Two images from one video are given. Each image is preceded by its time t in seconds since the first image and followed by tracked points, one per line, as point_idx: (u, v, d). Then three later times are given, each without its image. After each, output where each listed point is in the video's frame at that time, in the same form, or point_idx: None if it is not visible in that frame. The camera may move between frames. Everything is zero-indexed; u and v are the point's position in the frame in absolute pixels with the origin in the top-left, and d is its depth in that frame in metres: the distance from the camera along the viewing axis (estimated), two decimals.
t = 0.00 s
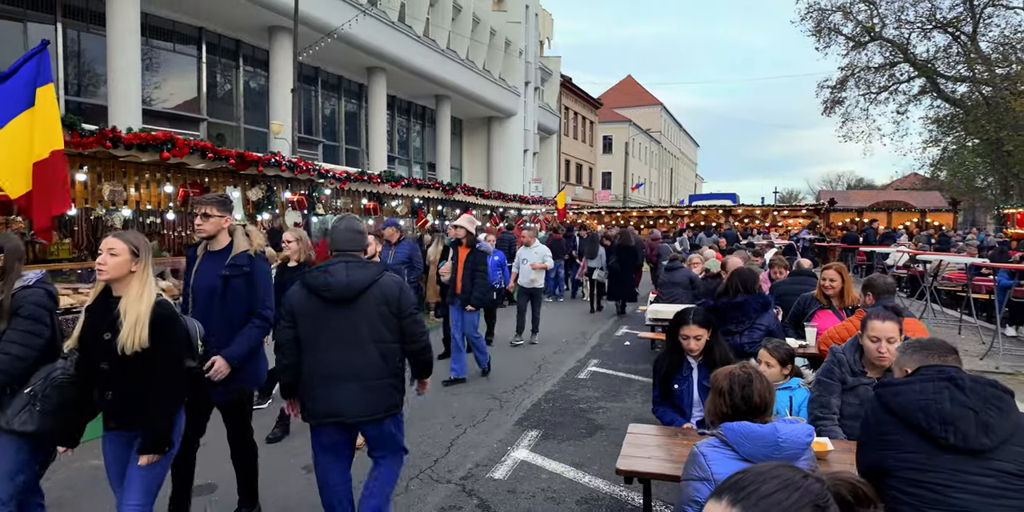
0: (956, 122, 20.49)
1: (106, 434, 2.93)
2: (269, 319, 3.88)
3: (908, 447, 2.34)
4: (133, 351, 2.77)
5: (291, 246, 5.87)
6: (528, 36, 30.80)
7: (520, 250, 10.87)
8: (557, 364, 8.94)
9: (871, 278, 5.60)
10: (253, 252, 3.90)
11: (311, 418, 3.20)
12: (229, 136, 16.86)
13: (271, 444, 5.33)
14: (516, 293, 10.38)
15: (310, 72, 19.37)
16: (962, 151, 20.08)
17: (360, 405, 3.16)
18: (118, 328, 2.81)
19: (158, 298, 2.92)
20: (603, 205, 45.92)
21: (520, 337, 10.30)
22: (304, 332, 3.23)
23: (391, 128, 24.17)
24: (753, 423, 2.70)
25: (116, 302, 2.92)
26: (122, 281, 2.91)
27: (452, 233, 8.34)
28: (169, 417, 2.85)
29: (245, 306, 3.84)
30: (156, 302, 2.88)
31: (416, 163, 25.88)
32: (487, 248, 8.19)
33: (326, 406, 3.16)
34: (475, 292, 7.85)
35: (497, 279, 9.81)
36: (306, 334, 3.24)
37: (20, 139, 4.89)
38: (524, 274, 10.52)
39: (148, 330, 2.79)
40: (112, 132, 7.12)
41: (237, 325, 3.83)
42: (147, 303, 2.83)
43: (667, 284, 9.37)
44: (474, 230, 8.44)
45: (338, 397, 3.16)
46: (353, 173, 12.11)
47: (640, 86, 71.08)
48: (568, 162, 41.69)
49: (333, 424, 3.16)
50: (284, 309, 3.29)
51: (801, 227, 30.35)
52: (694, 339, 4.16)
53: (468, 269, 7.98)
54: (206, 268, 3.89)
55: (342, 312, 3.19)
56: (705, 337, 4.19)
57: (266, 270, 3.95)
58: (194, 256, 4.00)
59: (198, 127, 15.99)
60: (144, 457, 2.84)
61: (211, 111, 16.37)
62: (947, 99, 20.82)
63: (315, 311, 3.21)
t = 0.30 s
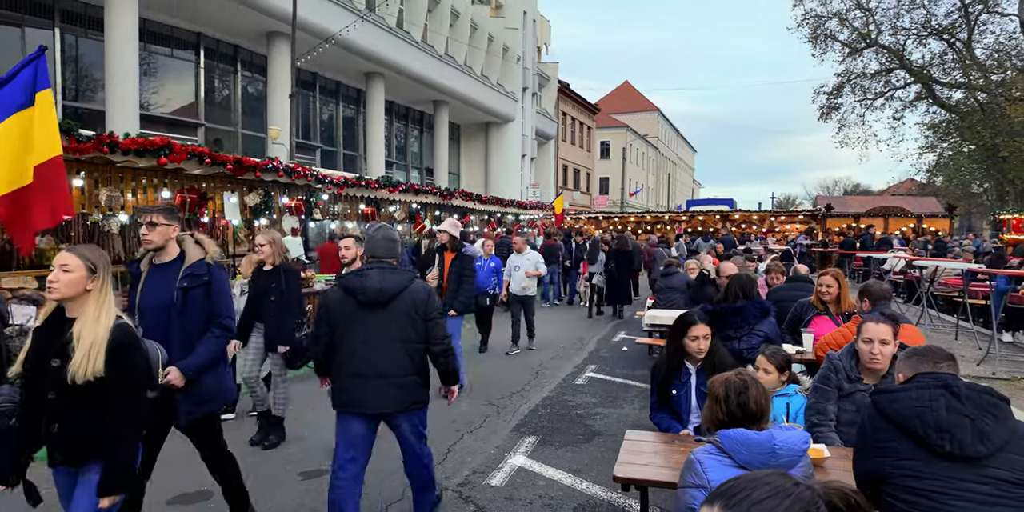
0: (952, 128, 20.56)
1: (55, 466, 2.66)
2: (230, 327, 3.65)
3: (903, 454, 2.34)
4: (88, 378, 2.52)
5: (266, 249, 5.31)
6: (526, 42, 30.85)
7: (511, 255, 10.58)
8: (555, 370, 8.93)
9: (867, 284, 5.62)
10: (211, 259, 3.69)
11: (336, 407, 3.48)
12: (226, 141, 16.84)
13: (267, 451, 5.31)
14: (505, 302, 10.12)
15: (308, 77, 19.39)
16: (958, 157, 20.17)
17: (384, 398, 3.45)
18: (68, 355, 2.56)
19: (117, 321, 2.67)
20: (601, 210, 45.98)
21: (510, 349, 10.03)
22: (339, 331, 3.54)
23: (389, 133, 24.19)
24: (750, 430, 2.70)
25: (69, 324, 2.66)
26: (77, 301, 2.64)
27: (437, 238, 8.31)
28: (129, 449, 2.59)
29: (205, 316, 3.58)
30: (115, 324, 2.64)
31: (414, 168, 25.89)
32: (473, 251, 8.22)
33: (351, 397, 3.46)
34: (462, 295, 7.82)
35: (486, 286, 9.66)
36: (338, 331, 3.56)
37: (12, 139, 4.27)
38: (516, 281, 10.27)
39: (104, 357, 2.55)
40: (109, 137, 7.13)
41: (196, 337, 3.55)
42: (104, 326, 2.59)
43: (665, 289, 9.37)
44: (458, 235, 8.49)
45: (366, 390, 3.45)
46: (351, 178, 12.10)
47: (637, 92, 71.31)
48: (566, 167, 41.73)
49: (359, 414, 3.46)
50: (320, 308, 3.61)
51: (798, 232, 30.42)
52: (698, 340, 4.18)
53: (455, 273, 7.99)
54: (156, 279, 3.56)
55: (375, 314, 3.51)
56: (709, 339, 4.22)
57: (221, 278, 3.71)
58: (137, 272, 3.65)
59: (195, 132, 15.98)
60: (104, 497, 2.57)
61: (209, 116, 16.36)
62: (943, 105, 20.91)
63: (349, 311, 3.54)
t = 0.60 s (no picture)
0: (947, 132, 20.65)
1: None
2: (189, 326, 3.61)
3: (899, 459, 2.34)
4: (27, 393, 2.29)
5: (232, 259, 5.01)
6: (523, 46, 30.91)
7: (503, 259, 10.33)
8: (552, 374, 8.92)
9: (862, 288, 5.63)
10: (161, 257, 3.59)
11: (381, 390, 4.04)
12: (223, 145, 16.81)
13: (263, 457, 5.31)
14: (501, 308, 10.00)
15: (304, 81, 19.40)
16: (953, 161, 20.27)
17: (423, 382, 4.03)
18: (7, 366, 2.34)
19: (65, 329, 2.48)
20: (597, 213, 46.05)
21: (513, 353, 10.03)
22: (380, 323, 4.10)
23: (385, 137, 24.19)
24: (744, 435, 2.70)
25: (10, 331, 2.48)
26: (18, 306, 2.47)
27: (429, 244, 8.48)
28: (67, 467, 2.38)
29: (163, 317, 3.49)
30: (61, 331, 2.44)
31: (410, 172, 25.89)
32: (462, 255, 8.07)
33: (391, 382, 4.02)
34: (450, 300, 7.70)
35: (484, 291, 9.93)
36: (376, 324, 4.12)
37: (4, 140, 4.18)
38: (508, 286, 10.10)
39: (46, 371, 2.33)
40: (104, 141, 7.12)
41: (155, 341, 3.45)
42: (48, 333, 2.41)
43: (661, 293, 9.37)
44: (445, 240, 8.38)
45: (404, 376, 4.02)
46: (348, 182, 12.08)
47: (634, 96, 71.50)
48: (563, 171, 41.80)
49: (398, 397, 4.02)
50: (361, 303, 4.17)
51: (794, 236, 30.50)
52: (704, 343, 4.18)
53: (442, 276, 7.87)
54: (99, 281, 3.39)
55: (412, 308, 4.09)
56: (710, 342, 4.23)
57: (173, 277, 3.60)
58: (77, 274, 3.43)
59: (192, 135, 15.95)
60: None
61: (205, 120, 16.32)
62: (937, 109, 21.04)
63: (387, 306, 4.10)
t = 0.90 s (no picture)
0: (939, 136, 20.78)
1: None
2: (145, 344, 3.21)
3: (892, 462, 2.35)
4: None
5: (189, 262, 4.73)
6: (518, 50, 30.98)
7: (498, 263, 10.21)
8: (546, 378, 8.92)
9: (855, 292, 5.66)
10: (111, 266, 3.18)
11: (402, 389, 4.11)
12: (216, 148, 16.76)
13: (257, 463, 5.29)
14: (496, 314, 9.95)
15: (299, 84, 19.38)
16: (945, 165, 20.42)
17: (442, 380, 4.10)
18: None
19: None
20: (592, 217, 46.14)
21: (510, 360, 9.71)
22: (392, 324, 4.18)
23: (380, 140, 24.17)
24: (736, 438, 2.71)
25: None
26: None
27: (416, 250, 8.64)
28: None
29: (113, 336, 3.12)
30: None
31: (405, 176, 25.88)
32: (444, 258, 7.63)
33: (410, 380, 4.10)
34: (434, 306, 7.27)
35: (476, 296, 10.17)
36: (393, 328, 4.20)
37: None
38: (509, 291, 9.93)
39: None
40: (98, 145, 7.09)
41: (109, 365, 3.12)
42: None
43: (655, 296, 9.37)
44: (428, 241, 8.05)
45: (422, 373, 4.10)
46: (342, 186, 12.07)
47: (628, 100, 71.74)
48: (558, 174, 41.84)
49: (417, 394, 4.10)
50: (373, 306, 4.25)
51: (788, 239, 30.62)
52: (697, 347, 4.20)
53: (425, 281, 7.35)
54: (49, 293, 3.08)
55: (423, 308, 4.19)
56: (703, 346, 4.24)
57: (127, 286, 3.22)
58: (28, 284, 3.13)
59: (185, 139, 15.90)
60: None
61: (199, 123, 16.28)
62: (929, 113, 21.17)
63: (402, 310, 4.19)
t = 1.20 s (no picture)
0: (928, 139, 20.95)
1: None
2: (87, 375, 2.90)
3: (880, 465, 2.36)
4: None
5: (148, 267, 4.38)
6: (511, 54, 31.03)
7: (494, 265, 10.24)
8: (539, 381, 8.92)
9: (846, 294, 5.69)
10: (53, 287, 2.88)
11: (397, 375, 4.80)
12: (208, 151, 16.68)
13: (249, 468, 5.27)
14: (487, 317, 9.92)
15: (292, 87, 19.35)
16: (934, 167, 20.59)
17: (432, 367, 4.77)
18: None
19: None
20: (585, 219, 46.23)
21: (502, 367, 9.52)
22: (398, 318, 4.91)
23: (373, 143, 24.13)
24: (726, 439, 2.73)
25: None
26: None
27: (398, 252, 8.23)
28: None
29: (48, 365, 2.84)
30: None
31: (398, 179, 25.84)
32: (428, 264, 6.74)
33: (401, 367, 4.78)
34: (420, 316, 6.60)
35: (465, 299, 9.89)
36: (396, 319, 4.93)
37: None
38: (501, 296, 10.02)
39: None
40: (87, 148, 7.03)
41: (44, 395, 2.84)
42: None
43: (648, 299, 9.39)
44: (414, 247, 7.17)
45: (411, 362, 4.77)
46: (335, 189, 12.04)
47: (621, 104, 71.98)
48: (551, 177, 41.90)
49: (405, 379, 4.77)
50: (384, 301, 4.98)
51: (780, 241, 30.76)
52: (688, 350, 4.21)
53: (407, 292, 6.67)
54: None
55: (425, 305, 4.87)
56: (694, 348, 4.26)
57: (71, 308, 2.92)
58: None
59: (177, 142, 15.83)
60: None
61: (191, 126, 16.19)
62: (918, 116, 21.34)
63: (404, 303, 4.90)
